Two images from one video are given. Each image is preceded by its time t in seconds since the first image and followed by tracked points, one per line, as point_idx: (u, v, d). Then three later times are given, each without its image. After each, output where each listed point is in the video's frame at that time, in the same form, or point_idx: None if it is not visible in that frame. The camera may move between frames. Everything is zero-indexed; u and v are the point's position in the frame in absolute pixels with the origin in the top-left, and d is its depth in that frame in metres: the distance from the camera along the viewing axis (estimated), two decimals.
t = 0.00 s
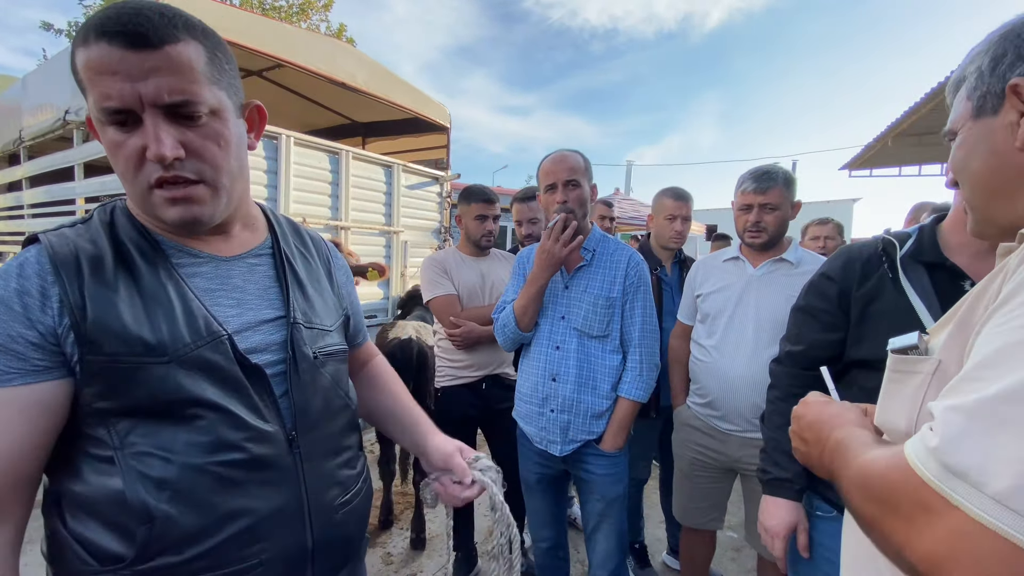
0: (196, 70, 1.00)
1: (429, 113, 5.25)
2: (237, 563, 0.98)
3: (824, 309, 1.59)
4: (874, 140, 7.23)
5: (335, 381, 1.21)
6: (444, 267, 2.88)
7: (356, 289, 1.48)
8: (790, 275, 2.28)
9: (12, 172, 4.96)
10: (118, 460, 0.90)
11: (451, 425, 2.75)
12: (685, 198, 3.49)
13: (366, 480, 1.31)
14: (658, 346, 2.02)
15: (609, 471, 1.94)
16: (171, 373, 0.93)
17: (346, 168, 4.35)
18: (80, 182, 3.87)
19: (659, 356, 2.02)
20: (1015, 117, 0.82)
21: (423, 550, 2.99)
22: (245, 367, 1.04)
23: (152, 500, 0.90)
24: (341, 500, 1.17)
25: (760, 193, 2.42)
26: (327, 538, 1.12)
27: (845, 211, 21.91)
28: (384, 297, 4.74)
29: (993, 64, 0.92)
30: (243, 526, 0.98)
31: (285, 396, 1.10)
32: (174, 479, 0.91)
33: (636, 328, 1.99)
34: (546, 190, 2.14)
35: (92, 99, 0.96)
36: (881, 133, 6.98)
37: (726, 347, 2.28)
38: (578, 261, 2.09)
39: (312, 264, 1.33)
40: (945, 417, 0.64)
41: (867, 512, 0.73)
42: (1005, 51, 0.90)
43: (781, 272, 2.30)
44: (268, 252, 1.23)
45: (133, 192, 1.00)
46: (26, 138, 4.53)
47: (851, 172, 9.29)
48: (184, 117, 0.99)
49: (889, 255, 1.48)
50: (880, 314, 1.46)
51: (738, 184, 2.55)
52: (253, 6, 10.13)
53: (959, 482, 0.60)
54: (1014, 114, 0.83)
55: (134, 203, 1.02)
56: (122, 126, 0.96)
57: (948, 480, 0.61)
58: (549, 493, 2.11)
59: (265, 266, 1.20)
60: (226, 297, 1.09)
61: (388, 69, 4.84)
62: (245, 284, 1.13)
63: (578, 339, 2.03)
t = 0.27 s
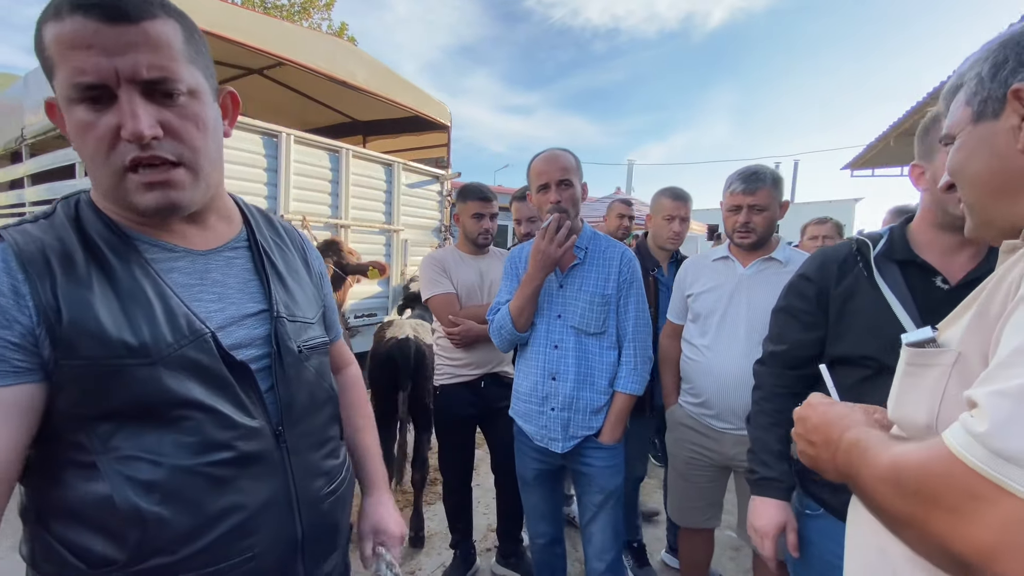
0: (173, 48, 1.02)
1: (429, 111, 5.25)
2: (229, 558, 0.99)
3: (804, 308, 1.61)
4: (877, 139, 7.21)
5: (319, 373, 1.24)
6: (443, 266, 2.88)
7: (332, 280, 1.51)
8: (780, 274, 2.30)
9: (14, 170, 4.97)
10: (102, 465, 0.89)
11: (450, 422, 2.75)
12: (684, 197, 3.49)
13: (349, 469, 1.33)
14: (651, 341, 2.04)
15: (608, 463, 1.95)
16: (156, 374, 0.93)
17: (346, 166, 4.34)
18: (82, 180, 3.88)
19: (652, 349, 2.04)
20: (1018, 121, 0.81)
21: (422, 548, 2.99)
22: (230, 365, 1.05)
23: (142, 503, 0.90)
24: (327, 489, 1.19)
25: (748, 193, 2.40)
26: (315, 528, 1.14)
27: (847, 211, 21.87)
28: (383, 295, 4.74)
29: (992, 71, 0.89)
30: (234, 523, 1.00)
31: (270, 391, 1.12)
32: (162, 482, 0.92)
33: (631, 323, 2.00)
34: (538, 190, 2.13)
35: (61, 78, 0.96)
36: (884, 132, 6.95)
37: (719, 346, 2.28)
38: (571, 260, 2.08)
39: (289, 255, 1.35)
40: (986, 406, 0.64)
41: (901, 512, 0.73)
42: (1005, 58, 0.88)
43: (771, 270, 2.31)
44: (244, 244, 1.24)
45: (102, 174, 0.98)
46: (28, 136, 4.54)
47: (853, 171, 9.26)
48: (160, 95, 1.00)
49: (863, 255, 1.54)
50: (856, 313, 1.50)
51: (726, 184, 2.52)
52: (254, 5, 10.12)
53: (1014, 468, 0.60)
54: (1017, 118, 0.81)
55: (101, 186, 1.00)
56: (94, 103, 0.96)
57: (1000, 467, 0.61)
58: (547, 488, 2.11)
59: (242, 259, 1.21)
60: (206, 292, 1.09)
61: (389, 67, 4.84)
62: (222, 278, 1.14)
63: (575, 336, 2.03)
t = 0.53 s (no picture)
0: (155, 35, 1.01)
1: (433, 109, 5.25)
2: (220, 553, 1.01)
3: (780, 307, 1.67)
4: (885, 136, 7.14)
5: (297, 369, 1.26)
6: (444, 263, 2.89)
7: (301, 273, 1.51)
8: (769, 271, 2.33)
9: (22, 167, 5.01)
10: (92, 472, 0.89)
11: (451, 418, 2.77)
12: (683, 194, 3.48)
13: (325, 460, 1.35)
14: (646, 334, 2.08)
15: (607, 454, 1.97)
16: (146, 383, 0.93)
17: (350, 164, 4.35)
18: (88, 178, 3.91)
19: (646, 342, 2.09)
20: None
21: (423, 544, 3.00)
22: (215, 366, 1.04)
23: (132, 507, 0.90)
24: (309, 481, 1.21)
25: (734, 192, 2.42)
26: (300, 518, 1.17)
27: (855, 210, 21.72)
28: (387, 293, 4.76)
29: (1005, 59, 0.87)
30: (224, 519, 1.01)
31: (253, 389, 1.13)
32: (153, 485, 0.92)
33: (626, 317, 2.03)
34: (533, 189, 2.13)
35: (32, 60, 0.91)
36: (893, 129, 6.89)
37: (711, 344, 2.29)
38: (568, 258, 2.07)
39: (260, 249, 1.34)
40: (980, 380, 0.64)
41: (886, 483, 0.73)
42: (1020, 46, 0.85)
43: (760, 267, 2.35)
44: (216, 239, 1.23)
45: (73, 163, 0.94)
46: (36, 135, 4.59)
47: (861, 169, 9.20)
48: (141, 83, 0.99)
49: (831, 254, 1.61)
50: (824, 311, 1.56)
51: (713, 183, 2.53)
52: (261, 4, 10.16)
53: (1002, 440, 0.61)
54: None
55: (68, 176, 0.95)
56: (70, 88, 0.93)
57: (988, 439, 0.62)
58: (546, 481, 2.12)
59: (216, 255, 1.20)
60: (186, 293, 1.08)
61: (393, 65, 4.85)
62: (198, 276, 1.13)
63: (574, 333, 2.04)
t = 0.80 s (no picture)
0: (124, 26, 1.03)
1: (439, 108, 5.27)
2: (209, 552, 1.02)
3: (766, 312, 1.75)
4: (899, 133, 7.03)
5: (279, 366, 1.28)
6: (447, 261, 2.90)
7: (277, 266, 1.51)
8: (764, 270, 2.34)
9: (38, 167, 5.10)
10: (86, 481, 0.91)
11: (454, 416, 2.78)
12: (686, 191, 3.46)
13: (309, 452, 1.38)
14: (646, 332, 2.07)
15: (606, 451, 1.97)
16: (132, 390, 0.94)
17: (356, 163, 4.37)
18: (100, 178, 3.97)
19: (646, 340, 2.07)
20: None
21: (428, 541, 3.02)
22: (203, 368, 1.06)
23: (121, 511, 0.92)
24: (296, 474, 1.24)
25: (731, 190, 2.42)
26: (290, 512, 1.19)
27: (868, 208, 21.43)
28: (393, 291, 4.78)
29: None
30: (216, 518, 1.03)
31: (239, 387, 1.14)
32: (142, 489, 0.94)
33: (626, 317, 2.02)
34: (534, 187, 2.12)
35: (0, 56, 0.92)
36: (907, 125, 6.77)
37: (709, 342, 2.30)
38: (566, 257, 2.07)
39: (234, 246, 1.34)
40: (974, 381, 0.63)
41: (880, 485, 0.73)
42: None
43: (755, 266, 2.35)
44: (190, 237, 1.23)
45: (43, 158, 0.95)
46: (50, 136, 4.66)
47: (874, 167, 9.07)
48: (111, 75, 1.01)
49: (811, 258, 1.67)
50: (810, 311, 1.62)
51: (708, 181, 2.52)
52: (271, 5, 10.23)
53: (997, 442, 0.60)
54: None
55: (37, 171, 0.96)
56: (35, 78, 0.94)
57: (983, 441, 0.61)
58: (546, 478, 2.12)
59: (192, 255, 1.20)
60: (167, 295, 1.09)
61: (399, 64, 4.87)
62: (176, 277, 1.13)
63: (573, 331, 2.04)
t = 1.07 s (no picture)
0: (128, 26, 1.04)
1: (452, 107, 5.30)
2: (206, 551, 1.04)
3: (772, 310, 1.80)
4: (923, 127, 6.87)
5: (282, 366, 1.30)
6: (460, 259, 2.93)
7: (286, 268, 1.55)
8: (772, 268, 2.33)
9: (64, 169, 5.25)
10: (77, 475, 0.91)
11: (466, 413, 2.81)
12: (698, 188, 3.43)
13: (314, 452, 1.40)
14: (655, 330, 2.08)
15: (615, 448, 1.99)
16: (124, 390, 0.95)
17: (370, 162, 4.41)
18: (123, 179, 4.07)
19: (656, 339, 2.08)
20: None
21: (440, 537, 3.05)
22: (200, 369, 1.07)
23: (115, 508, 0.93)
24: (298, 475, 1.26)
25: (740, 187, 2.40)
26: (288, 512, 1.21)
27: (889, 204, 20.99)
28: (407, 289, 4.83)
29: None
30: (212, 517, 1.05)
31: (238, 387, 1.16)
32: (136, 486, 0.95)
33: (636, 315, 2.03)
34: (545, 185, 2.13)
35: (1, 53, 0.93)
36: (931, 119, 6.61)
37: (717, 341, 2.29)
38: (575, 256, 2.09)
39: (242, 246, 1.37)
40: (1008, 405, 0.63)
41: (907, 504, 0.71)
42: None
43: (763, 264, 2.34)
44: (195, 238, 1.26)
45: (43, 156, 0.96)
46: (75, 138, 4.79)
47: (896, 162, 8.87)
48: (112, 74, 1.02)
49: (814, 257, 1.71)
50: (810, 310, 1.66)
51: (716, 179, 2.50)
52: (287, 6, 10.37)
53: None
54: None
55: (39, 168, 0.98)
56: (34, 76, 0.95)
57: None
58: (555, 474, 2.13)
59: (196, 256, 1.23)
60: (166, 295, 1.11)
61: (413, 64, 4.91)
62: (176, 276, 1.15)
63: (581, 329, 2.04)
